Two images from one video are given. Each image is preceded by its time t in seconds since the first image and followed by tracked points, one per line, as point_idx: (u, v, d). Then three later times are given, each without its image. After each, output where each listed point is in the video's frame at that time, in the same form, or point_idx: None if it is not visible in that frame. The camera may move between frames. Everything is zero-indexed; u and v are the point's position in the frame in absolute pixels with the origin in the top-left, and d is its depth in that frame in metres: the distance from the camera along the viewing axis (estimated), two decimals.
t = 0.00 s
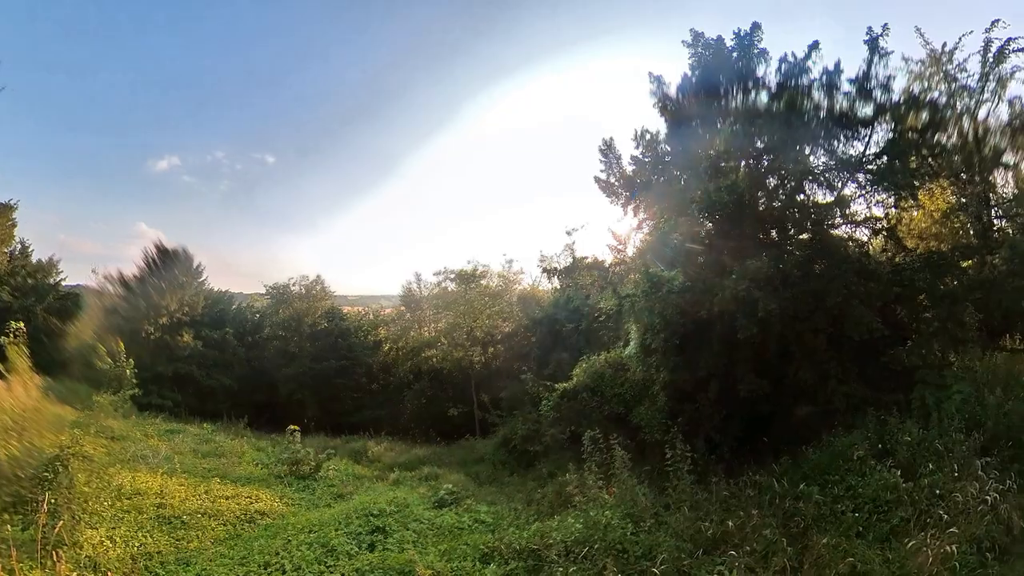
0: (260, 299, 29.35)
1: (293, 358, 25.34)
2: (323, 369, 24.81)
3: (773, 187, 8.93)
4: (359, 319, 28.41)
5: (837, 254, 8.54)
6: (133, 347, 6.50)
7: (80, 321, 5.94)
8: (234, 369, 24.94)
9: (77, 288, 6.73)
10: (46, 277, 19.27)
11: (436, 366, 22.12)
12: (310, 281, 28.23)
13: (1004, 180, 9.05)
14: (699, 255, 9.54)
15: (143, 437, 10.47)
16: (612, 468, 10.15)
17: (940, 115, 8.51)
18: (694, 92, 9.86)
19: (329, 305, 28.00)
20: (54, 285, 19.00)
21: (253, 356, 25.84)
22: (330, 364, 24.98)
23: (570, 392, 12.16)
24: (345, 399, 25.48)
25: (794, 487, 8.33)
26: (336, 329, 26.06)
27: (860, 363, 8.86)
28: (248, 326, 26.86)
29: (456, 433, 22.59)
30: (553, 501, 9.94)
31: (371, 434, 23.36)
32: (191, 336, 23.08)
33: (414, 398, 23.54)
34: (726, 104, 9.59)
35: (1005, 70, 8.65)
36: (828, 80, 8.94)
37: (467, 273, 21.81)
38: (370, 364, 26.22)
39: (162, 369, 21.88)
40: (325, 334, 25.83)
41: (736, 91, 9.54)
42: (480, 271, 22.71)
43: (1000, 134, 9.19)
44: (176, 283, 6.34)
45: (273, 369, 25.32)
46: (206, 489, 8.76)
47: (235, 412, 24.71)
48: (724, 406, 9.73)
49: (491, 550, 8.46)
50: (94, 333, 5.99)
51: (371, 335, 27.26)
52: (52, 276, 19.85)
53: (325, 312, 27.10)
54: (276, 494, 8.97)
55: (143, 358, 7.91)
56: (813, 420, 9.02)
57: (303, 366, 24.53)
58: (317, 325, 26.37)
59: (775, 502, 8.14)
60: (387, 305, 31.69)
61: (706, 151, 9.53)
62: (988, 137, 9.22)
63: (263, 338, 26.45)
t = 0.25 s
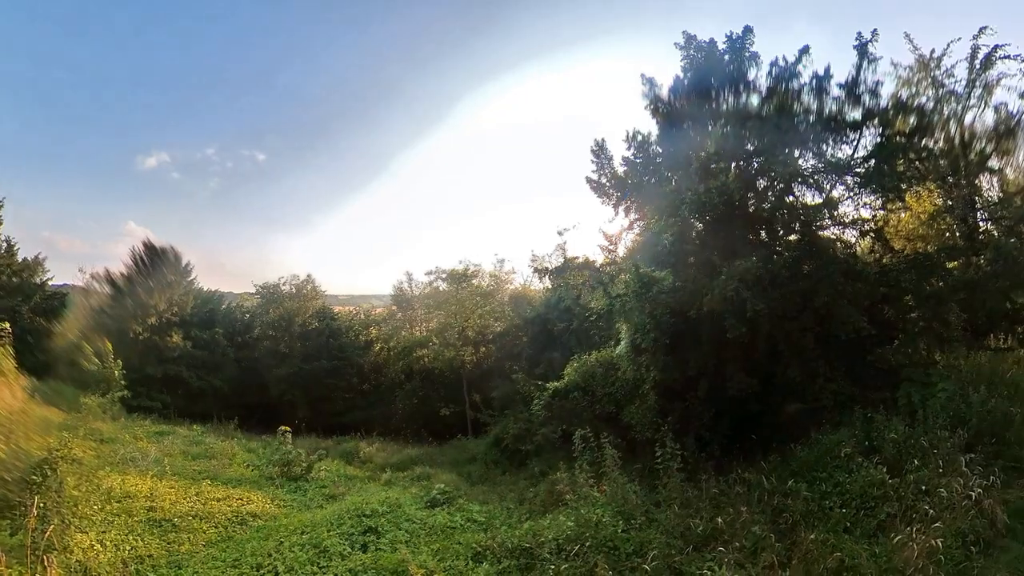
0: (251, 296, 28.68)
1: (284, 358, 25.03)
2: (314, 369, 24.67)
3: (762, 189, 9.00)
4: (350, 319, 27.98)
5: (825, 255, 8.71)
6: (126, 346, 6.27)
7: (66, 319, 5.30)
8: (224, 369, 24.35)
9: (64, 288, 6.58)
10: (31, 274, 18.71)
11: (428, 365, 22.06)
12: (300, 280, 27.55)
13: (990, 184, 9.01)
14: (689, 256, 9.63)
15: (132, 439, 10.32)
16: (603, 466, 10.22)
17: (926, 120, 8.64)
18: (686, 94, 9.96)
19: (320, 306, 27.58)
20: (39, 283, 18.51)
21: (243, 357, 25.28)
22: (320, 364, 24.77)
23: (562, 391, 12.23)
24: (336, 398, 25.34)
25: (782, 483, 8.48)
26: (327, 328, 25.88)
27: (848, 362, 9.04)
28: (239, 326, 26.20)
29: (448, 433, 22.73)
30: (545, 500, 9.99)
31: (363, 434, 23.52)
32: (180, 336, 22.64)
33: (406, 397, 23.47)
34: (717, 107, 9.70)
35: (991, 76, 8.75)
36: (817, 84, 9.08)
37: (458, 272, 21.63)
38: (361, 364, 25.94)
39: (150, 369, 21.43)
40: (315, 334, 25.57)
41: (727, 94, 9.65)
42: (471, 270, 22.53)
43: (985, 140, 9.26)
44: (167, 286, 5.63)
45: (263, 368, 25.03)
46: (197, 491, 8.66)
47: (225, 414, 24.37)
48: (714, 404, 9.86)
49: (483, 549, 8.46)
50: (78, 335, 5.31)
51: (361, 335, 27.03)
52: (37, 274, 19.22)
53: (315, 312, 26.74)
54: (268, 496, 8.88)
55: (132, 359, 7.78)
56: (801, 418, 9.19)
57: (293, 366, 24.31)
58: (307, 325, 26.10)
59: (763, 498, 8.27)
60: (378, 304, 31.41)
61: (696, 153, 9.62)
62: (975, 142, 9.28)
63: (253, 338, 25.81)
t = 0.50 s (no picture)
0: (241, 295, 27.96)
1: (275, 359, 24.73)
2: (304, 370, 24.61)
3: (752, 191, 9.14)
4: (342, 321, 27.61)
5: (813, 256, 8.86)
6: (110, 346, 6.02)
7: (50, 319, 4.23)
8: (215, 371, 23.70)
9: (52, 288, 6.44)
10: (16, 273, 18.14)
11: (422, 365, 22.18)
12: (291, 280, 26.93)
13: (975, 188, 9.12)
14: (679, 256, 9.72)
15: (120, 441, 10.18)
16: (594, 465, 10.29)
17: (915, 125, 8.85)
18: (677, 95, 10.05)
19: (311, 305, 26.94)
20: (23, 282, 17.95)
21: (235, 359, 24.59)
22: (311, 364, 24.66)
23: (553, 390, 12.30)
24: (326, 399, 25.33)
25: (771, 480, 8.62)
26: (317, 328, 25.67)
27: (836, 361, 9.22)
28: (228, 326, 25.20)
29: (440, 432, 22.68)
30: (537, 499, 10.02)
31: (356, 435, 23.41)
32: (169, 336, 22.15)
33: (397, 397, 23.39)
34: (708, 109, 9.80)
35: (979, 83, 8.90)
36: (807, 87, 9.22)
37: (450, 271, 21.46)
38: (351, 364, 26.12)
39: (138, 372, 20.61)
40: (307, 334, 25.32)
41: (719, 96, 9.76)
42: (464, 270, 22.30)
43: (972, 145, 9.47)
44: (164, 284, 4.70)
45: (253, 369, 24.75)
46: (188, 493, 8.55)
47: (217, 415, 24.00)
48: (703, 403, 9.99)
49: (476, 548, 8.46)
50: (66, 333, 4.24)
51: (352, 335, 26.81)
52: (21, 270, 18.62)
53: (306, 312, 26.36)
54: (258, 498, 8.79)
55: (120, 360, 7.65)
56: (790, 416, 9.35)
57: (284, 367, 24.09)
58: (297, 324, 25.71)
59: (752, 495, 8.40)
60: (370, 304, 31.13)
61: (687, 154, 9.72)
62: (961, 147, 9.48)
63: (243, 339, 25.10)
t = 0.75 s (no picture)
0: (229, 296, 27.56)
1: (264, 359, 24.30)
2: (295, 371, 24.07)
3: (742, 192, 9.24)
4: (334, 316, 27.21)
5: (802, 257, 8.99)
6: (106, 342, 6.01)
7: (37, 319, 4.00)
8: (204, 371, 23.44)
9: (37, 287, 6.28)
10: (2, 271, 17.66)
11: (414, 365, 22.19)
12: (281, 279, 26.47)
13: (962, 190, 9.37)
14: (670, 256, 9.79)
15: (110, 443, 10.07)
16: (585, 463, 10.35)
17: (903, 128, 9.01)
18: (670, 96, 10.16)
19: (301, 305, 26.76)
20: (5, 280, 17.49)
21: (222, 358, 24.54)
22: (302, 364, 24.17)
23: (545, 389, 12.35)
24: (319, 399, 24.72)
25: (760, 477, 8.76)
26: (308, 327, 25.06)
27: (824, 359, 9.38)
28: (216, 325, 25.06)
29: (432, 432, 22.61)
30: (529, 498, 10.04)
31: (347, 435, 23.30)
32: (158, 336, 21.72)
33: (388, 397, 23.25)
34: (700, 110, 9.93)
35: (964, 89, 9.16)
36: (797, 90, 9.37)
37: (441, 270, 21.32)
38: (343, 364, 25.28)
39: (126, 372, 21.10)
40: (297, 334, 24.88)
41: (710, 98, 9.89)
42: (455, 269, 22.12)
43: (959, 148, 9.84)
44: (156, 282, 4.40)
45: (241, 368, 24.48)
46: (178, 496, 8.43)
47: (205, 416, 23.69)
48: (694, 402, 10.11)
49: (468, 547, 8.44)
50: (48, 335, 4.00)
51: (343, 334, 26.13)
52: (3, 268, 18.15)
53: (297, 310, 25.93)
54: (249, 500, 8.68)
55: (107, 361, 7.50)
56: (780, 414, 9.50)
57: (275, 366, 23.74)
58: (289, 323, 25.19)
59: (743, 492, 8.51)
60: (361, 303, 30.86)
61: (679, 155, 9.82)
62: (950, 149, 9.83)
63: (233, 338, 24.93)
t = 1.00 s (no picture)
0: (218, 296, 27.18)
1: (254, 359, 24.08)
2: (285, 372, 23.80)
3: (733, 193, 9.32)
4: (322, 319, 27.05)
5: (792, 257, 9.10)
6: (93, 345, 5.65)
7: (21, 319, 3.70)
8: (193, 372, 23.07)
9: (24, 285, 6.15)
10: None
11: (406, 366, 22.20)
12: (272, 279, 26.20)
13: (950, 194, 9.48)
14: (662, 256, 9.84)
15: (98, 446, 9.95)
16: (577, 463, 10.39)
17: (891, 132, 9.20)
18: (662, 98, 10.26)
19: (291, 305, 26.10)
20: None
21: (212, 359, 24.18)
22: (292, 364, 23.92)
23: (536, 389, 12.39)
24: (309, 400, 24.40)
25: (751, 475, 8.87)
26: (298, 327, 24.97)
27: (813, 358, 9.54)
28: (206, 325, 24.77)
29: (424, 432, 22.47)
30: (522, 497, 10.05)
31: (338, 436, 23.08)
32: (147, 336, 21.31)
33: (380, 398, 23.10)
34: (692, 112, 10.04)
35: (953, 93, 9.28)
36: (788, 93, 9.52)
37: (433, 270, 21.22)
38: (334, 364, 25.09)
39: (114, 373, 20.56)
40: (287, 334, 24.62)
41: (702, 100, 10.01)
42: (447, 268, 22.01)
43: (946, 152, 9.96)
44: (144, 282, 4.15)
45: (230, 370, 24.19)
46: (167, 499, 8.30)
47: (196, 417, 23.39)
48: (685, 400, 10.22)
49: (461, 547, 8.41)
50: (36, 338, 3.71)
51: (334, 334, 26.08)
52: None
53: (287, 310, 25.61)
54: (240, 503, 8.57)
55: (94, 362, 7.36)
56: (770, 412, 9.63)
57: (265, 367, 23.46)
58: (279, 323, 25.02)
59: (734, 490, 8.61)
60: (351, 302, 30.63)
61: (670, 156, 9.91)
62: (937, 154, 9.96)
63: (223, 338, 24.60)
